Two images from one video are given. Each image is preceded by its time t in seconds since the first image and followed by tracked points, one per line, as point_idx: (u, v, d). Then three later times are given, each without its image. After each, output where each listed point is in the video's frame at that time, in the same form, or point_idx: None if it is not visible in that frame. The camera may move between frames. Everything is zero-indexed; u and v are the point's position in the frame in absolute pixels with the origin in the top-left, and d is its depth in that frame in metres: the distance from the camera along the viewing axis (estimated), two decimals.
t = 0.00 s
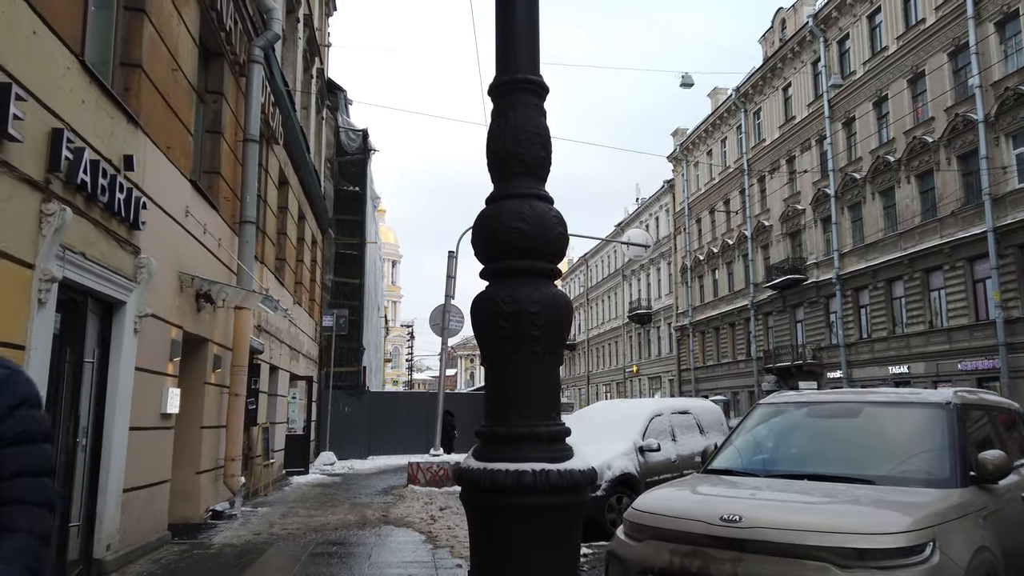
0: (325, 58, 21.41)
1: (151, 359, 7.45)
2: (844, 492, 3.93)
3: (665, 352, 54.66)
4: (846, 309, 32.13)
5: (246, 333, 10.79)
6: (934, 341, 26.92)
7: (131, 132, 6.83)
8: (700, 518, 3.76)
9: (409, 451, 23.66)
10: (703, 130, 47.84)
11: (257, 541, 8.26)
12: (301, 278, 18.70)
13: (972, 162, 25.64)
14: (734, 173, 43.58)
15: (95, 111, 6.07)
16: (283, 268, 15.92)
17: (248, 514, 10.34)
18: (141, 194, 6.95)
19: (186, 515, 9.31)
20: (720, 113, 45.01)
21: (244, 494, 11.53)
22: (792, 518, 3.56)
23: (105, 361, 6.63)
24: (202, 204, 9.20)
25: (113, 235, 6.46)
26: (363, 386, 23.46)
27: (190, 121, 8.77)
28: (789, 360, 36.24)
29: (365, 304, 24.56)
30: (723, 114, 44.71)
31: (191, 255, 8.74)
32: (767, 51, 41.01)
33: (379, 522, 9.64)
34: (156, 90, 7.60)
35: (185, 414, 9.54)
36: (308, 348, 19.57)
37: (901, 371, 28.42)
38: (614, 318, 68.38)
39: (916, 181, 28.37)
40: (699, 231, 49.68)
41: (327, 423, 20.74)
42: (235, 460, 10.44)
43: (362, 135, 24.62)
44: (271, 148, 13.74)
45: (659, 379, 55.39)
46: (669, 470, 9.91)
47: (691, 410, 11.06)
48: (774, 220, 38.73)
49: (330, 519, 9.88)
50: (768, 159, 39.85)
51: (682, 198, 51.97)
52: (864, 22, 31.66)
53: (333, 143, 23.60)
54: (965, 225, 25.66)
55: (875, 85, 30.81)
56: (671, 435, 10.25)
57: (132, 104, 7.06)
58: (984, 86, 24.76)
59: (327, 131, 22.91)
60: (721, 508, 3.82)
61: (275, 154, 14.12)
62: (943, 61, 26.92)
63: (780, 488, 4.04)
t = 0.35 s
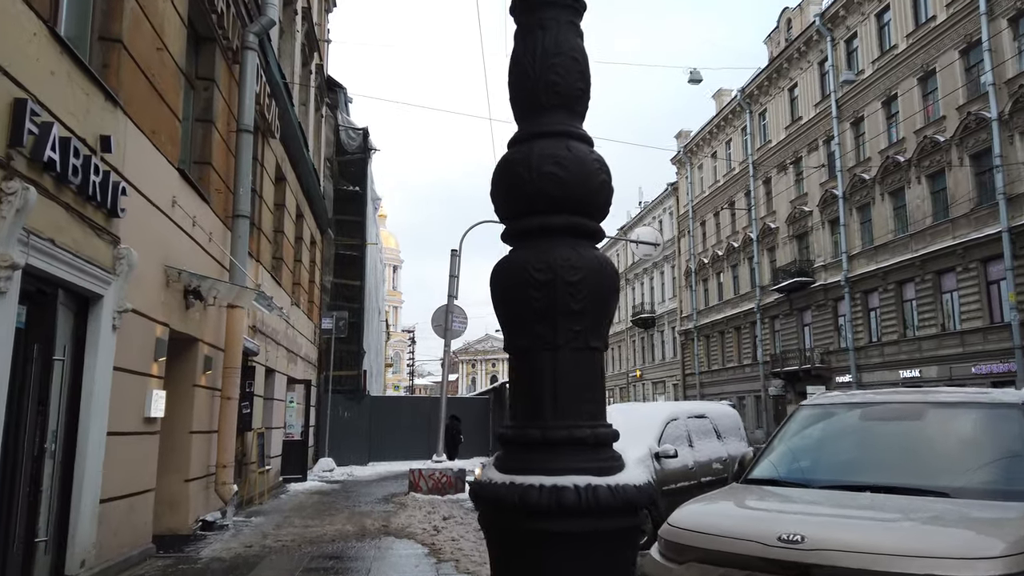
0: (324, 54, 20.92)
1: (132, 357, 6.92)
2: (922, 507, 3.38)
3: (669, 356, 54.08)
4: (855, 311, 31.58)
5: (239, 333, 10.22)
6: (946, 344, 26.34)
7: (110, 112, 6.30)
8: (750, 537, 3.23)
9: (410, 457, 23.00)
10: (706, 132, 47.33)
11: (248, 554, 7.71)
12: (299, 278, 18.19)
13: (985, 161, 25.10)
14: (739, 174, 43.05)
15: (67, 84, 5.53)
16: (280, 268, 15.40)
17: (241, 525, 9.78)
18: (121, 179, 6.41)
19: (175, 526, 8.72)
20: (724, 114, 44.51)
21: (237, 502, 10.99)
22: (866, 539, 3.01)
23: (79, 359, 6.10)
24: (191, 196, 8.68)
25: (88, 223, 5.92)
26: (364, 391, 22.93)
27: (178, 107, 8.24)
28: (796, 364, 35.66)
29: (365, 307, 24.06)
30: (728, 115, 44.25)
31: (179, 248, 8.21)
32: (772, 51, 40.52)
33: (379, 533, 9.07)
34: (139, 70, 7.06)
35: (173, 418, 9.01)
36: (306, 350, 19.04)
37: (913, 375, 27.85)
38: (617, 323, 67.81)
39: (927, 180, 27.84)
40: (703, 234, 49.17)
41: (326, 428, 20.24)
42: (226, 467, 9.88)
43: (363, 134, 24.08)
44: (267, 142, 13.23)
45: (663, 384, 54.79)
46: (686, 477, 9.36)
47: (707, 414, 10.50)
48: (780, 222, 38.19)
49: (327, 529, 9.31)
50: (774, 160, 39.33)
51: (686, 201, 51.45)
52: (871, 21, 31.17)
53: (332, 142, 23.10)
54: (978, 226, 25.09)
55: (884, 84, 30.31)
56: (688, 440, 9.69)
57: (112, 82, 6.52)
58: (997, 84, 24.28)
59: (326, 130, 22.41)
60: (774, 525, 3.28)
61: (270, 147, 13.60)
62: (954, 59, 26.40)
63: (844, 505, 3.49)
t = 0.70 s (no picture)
0: (331, 49, 20.49)
1: (129, 354, 6.43)
2: None
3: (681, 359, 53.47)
4: (872, 313, 30.95)
5: (243, 330, 9.73)
6: (968, 346, 25.69)
7: (103, 86, 5.81)
8: (848, 559, 2.72)
9: (418, 461, 22.41)
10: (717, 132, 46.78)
11: (253, 565, 7.20)
12: (307, 278, 17.71)
13: (1008, 159, 24.44)
14: (751, 175, 42.47)
15: (53, 52, 5.06)
16: (287, 267, 14.92)
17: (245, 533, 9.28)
18: (115, 160, 5.93)
19: (174, 533, 8.34)
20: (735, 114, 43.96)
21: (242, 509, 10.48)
22: (995, 562, 2.50)
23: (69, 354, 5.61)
24: (192, 183, 8.21)
25: (78, 206, 5.44)
26: (372, 393, 22.43)
27: (178, 89, 7.76)
28: (811, 367, 35.03)
29: (374, 308, 23.59)
30: (739, 115, 43.69)
31: (180, 238, 7.74)
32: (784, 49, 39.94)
33: (391, 542, 8.54)
34: (135, 44, 6.57)
35: (174, 420, 8.52)
36: (314, 352, 18.57)
37: (933, 378, 27.21)
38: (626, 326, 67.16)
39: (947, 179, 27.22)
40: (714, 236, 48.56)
41: (335, 431, 19.78)
42: (230, 471, 9.37)
43: (371, 132, 23.60)
44: (272, 134, 12.76)
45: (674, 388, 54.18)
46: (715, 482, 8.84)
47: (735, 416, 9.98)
48: (793, 223, 37.60)
49: (336, 538, 8.79)
50: (787, 160, 38.74)
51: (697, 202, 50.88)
52: (888, 17, 30.57)
53: (340, 140, 22.64)
54: (1001, 225, 24.44)
55: (901, 81, 29.69)
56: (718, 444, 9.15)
57: (105, 55, 6.04)
58: (1021, 79, 23.64)
59: (334, 128, 21.96)
60: (871, 541, 2.78)
61: (277, 140, 13.13)
62: (975, 55, 25.78)
63: (949, 520, 2.97)
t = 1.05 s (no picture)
0: (338, 48, 20.07)
1: (118, 358, 5.95)
2: None
3: (690, 366, 52.78)
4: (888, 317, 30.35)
5: (245, 333, 9.27)
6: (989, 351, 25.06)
7: (91, 67, 5.35)
8: None
9: (425, 469, 21.90)
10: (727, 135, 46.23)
11: None
12: (312, 281, 17.27)
13: None
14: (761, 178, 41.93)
15: (33, 25, 4.59)
16: (293, 268, 14.46)
17: (248, 547, 8.78)
18: (104, 146, 5.45)
19: (170, 546, 7.90)
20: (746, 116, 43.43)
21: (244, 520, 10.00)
22: None
23: (50, 357, 5.13)
24: (191, 177, 7.73)
25: (61, 196, 4.97)
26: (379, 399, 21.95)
27: (175, 75, 7.30)
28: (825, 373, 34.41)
29: (381, 312, 23.13)
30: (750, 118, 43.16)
31: (177, 233, 7.27)
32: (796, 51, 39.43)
33: (401, 557, 8.06)
34: (128, 24, 6.11)
35: (169, 428, 8.03)
36: (319, 357, 18.12)
37: (953, 384, 26.56)
38: (634, 331, 66.43)
39: (966, 180, 26.66)
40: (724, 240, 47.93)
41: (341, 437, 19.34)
42: (231, 482, 8.90)
43: (378, 133, 23.16)
44: (277, 131, 12.32)
45: (683, 394, 53.44)
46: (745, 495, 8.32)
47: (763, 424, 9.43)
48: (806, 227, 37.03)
49: (342, 552, 8.32)
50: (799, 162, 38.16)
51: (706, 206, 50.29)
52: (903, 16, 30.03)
53: (347, 141, 22.21)
54: None
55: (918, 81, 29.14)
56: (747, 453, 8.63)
57: (94, 33, 5.57)
58: None
59: (340, 128, 21.53)
60: None
61: (282, 137, 12.70)
62: (995, 54, 25.24)
63: None
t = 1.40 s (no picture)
0: (344, 42, 19.57)
1: (103, 356, 5.43)
2: None
3: (699, 369, 52.11)
4: (905, 318, 29.71)
5: (245, 333, 8.75)
6: (1011, 353, 24.41)
7: (73, 35, 4.86)
8: None
9: (433, 475, 21.31)
10: (738, 135, 45.61)
11: None
12: (318, 280, 16.77)
13: None
14: (773, 178, 41.29)
15: None
16: (298, 267, 13.94)
17: (248, 560, 8.21)
18: (87, 123, 4.95)
19: (166, 560, 7.35)
20: (757, 116, 42.82)
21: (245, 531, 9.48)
22: None
23: (25, 354, 4.63)
24: (187, 165, 7.23)
25: (36, 175, 4.46)
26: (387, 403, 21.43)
27: (170, 55, 6.81)
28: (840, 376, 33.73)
29: (388, 313, 22.60)
30: (761, 117, 42.54)
31: (171, 223, 6.76)
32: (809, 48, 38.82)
33: (412, 573, 7.51)
34: None
35: (164, 433, 7.50)
36: (325, 359, 17.62)
37: (973, 387, 25.89)
38: (642, 334, 65.81)
39: (986, 178, 26.06)
40: (734, 241, 47.29)
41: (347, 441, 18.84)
42: (231, 491, 8.36)
43: (385, 130, 22.65)
44: (281, 124, 11.80)
45: (693, 397, 52.77)
46: (780, 506, 7.76)
47: (796, 429, 8.85)
48: (819, 227, 36.38)
49: (350, 567, 7.78)
50: (811, 161, 37.53)
51: (716, 207, 49.68)
52: (920, 11, 29.43)
53: (353, 138, 21.71)
54: None
55: (936, 77, 28.52)
56: (781, 460, 8.07)
57: None
58: None
59: (346, 126, 21.04)
60: None
61: (286, 130, 12.20)
62: (1016, 49, 24.65)
63: None
